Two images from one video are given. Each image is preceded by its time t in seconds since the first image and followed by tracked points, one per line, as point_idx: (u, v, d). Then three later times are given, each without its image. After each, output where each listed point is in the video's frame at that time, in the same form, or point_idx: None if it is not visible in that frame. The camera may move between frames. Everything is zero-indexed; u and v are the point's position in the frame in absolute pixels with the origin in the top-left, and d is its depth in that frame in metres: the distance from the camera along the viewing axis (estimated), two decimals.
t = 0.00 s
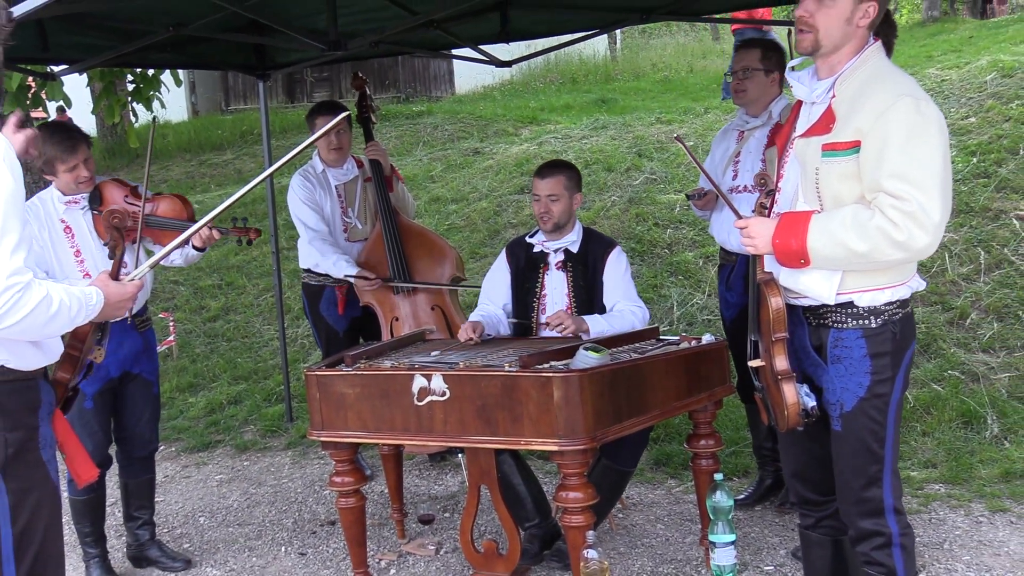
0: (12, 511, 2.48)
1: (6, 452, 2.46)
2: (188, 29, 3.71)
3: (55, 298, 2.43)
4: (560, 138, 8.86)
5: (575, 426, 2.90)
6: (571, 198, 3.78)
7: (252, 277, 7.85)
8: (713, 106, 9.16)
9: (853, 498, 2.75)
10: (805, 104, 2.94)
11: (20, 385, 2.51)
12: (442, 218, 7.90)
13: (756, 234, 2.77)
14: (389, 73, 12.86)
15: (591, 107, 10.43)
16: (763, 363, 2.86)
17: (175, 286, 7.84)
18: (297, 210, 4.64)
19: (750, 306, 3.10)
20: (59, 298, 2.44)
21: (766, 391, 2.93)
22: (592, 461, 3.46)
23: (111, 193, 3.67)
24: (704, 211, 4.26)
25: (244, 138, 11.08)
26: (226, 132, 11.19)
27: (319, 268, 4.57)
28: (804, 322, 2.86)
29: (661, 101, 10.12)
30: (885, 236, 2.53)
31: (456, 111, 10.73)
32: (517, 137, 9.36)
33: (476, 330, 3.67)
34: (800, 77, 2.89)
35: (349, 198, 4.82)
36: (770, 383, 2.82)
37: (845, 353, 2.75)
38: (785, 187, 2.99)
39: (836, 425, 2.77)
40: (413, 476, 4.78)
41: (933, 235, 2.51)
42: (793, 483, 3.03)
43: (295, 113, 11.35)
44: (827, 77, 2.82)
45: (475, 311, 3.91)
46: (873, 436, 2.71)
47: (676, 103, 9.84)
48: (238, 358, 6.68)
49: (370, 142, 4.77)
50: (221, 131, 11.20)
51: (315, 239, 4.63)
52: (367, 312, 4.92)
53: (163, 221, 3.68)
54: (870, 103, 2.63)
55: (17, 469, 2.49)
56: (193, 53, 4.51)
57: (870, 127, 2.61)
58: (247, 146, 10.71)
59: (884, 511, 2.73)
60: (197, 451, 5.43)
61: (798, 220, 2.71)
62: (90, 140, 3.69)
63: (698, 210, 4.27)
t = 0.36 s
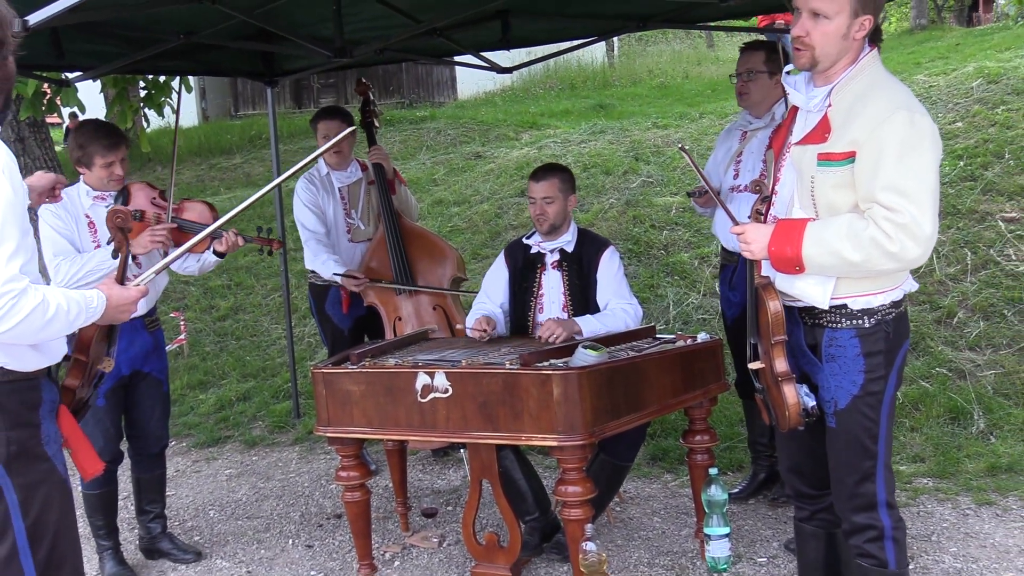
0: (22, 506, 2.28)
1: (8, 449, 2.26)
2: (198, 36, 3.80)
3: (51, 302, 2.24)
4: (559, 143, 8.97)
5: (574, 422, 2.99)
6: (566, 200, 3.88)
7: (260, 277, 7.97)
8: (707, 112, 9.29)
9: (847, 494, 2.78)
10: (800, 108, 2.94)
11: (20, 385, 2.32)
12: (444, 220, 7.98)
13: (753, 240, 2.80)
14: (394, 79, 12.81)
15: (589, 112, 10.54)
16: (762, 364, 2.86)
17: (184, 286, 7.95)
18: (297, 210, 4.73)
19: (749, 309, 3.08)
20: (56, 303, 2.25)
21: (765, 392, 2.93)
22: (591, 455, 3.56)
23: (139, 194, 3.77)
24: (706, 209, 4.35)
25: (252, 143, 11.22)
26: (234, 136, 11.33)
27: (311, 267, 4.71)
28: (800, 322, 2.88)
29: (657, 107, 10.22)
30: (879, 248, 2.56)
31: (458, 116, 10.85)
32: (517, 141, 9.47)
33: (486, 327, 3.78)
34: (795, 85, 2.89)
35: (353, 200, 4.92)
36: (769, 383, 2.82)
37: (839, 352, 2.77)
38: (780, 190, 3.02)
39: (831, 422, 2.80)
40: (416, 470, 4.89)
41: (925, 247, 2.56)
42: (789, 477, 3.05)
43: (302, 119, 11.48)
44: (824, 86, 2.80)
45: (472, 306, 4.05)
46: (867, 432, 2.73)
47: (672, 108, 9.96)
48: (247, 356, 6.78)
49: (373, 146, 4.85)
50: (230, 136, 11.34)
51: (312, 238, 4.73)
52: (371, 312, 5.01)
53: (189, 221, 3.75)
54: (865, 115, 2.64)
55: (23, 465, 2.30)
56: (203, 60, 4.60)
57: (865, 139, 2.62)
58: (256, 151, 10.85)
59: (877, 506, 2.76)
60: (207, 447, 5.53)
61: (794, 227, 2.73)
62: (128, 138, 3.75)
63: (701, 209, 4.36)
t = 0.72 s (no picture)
0: (20, 503, 2.28)
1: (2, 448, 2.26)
2: (207, 42, 3.90)
3: (43, 309, 2.28)
4: (559, 146, 9.08)
5: (573, 418, 3.09)
6: (563, 201, 3.97)
7: (268, 277, 8.08)
8: (702, 116, 9.41)
9: (841, 490, 2.75)
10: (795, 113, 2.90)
11: (11, 386, 2.33)
12: (447, 221, 8.06)
13: (751, 244, 2.75)
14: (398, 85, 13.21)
15: (588, 116, 10.65)
16: (763, 365, 2.80)
17: (193, 286, 8.07)
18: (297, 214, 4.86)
19: (747, 308, 2.88)
20: (49, 309, 2.29)
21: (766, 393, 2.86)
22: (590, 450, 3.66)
23: (163, 197, 3.90)
24: (712, 211, 4.40)
25: (260, 147, 11.36)
26: (244, 140, 11.48)
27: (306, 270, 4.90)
28: (797, 322, 2.83)
29: (653, 111, 10.33)
30: (875, 252, 2.53)
31: (460, 121, 10.97)
32: (517, 145, 9.58)
33: (488, 323, 3.86)
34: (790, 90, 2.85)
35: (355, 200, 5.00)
36: (770, 383, 2.77)
37: (835, 352, 2.73)
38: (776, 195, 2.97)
39: (828, 420, 2.75)
40: (420, 464, 5.00)
41: (920, 251, 2.52)
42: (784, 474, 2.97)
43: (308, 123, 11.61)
44: (819, 91, 2.76)
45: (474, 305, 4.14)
46: (861, 427, 2.69)
47: (667, 113, 10.06)
48: (255, 353, 6.89)
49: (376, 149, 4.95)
50: (239, 140, 11.49)
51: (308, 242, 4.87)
52: (376, 310, 5.10)
53: (217, 225, 3.97)
54: (860, 121, 2.60)
55: (18, 462, 2.29)
56: (214, 67, 4.70)
57: (861, 145, 2.59)
58: (264, 155, 10.99)
59: (871, 501, 2.74)
60: (216, 441, 5.64)
61: (791, 232, 2.69)
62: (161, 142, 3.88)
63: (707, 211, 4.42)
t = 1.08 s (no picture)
0: (16, 500, 2.37)
1: (7, 443, 2.35)
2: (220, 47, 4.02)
3: (47, 308, 2.31)
4: (559, 149, 9.19)
5: (574, 414, 3.19)
6: (564, 203, 4.07)
7: (278, 275, 8.19)
8: (699, 120, 9.52)
9: (840, 487, 2.67)
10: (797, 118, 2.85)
11: (21, 383, 2.41)
12: (450, 221, 8.15)
13: (754, 247, 2.70)
14: (403, 89, 13.34)
15: (587, 120, 10.75)
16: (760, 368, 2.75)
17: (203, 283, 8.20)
18: (301, 214, 4.97)
19: (746, 310, 2.83)
20: (53, 309, 2.32)
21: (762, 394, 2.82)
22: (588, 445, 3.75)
23: (179, 197, 4.02)
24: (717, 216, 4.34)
25: (270, 148, 11.49)
26: (255, 142, 11.63)
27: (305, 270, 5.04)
28: (797, 323, 2.77)
29: (651, 116, 10.43)
30: (877, 254, 2.47)
31: (463, 124, 11.08)
32: (518, 147, 9.68)
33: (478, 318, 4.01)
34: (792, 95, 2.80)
35: (360, 201, 5.09)
36: (767, 386, 2.73)
37: (836, 352, 2.66)
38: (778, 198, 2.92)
39: (827, 419, 2.68)
40: (424, 457, 5.11)
41: (922, 253, 2.46)
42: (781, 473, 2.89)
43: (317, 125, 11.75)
44: (820, 97, 2.71)
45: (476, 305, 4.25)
46: (860, 428, 2.62)
47: (664, 117, 10.16)
48: (264, 349, 7.01)
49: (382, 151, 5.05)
50: (250, 142, 11.64)
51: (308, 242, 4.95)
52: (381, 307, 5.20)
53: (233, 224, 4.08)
54: (863, 124, 2.54)
55: (20, 460, 2.38)
56: (226, 71, 4.83)
57: (863, 148, 2.52)
58: (273, 156, 11.12)
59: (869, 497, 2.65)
60: (226, 434, 5.76)
61: (794, 234, 2.64)
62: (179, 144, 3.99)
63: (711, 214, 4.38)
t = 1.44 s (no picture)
0: (9, 506, 2.40)
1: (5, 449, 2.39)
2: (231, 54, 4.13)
3: (48, 315, 2.35)
4: (559, 153, 9.30)
5: (574, 409, 3.30)
6: (559, 205, 4.18)
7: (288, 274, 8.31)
8: (696, 124, 9.62)
9: (837, 486, 2.67)
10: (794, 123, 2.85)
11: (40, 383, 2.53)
12: (453, 222, 8.26)
13: (752, 247, 2.68)
14: (408, 94, 13.52)
15: (586, 124, 10.85)
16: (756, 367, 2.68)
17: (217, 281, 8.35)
18: (306, 216, 5.07)
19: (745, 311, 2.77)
20: (53, 318, 2.36)
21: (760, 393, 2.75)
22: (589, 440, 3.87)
23: (192, 198, 4.15)
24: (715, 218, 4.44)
25: (279, 152, 11.64)
26: (264, 145, 11.77)
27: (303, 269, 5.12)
28: (794, 324, 2.75)
29: (648, 120, 10.54)
30: (874, 254, 2.45)
31: (466, 128, 11.19)
32: (519, 151, 9.80)
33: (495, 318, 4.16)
34: (790, 99, 2.80)
35: (365, 202, 5.20)
36: (764, 384, 2.66)
37: (833, 353, 2.64)
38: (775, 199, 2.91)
39: (824, 419, 2.68)
40: (428, 450, 5.25)
41: (918, 253, 2.45)
42: (771, 469, 2.94)
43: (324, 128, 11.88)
44: (817, 101, 2.70)
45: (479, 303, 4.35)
46: (857, 427, 2.62)
47: (661, 122, 10.27)
48: (273, 345, 7.14)
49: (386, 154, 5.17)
50: (260, 145, 11.79)
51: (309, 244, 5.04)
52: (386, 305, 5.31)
53: (243, 224, 4.18)
54: (860, 125, 2.54)
55: (16, 468, 2.41)
56: (235, 76, 4.93)
57: (860, 149, 2.51)
58: (282, 159, 11.26)
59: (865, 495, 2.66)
60: (237, 428, 5.89)
61: (792, 234, 2.61)
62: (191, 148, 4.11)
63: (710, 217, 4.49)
